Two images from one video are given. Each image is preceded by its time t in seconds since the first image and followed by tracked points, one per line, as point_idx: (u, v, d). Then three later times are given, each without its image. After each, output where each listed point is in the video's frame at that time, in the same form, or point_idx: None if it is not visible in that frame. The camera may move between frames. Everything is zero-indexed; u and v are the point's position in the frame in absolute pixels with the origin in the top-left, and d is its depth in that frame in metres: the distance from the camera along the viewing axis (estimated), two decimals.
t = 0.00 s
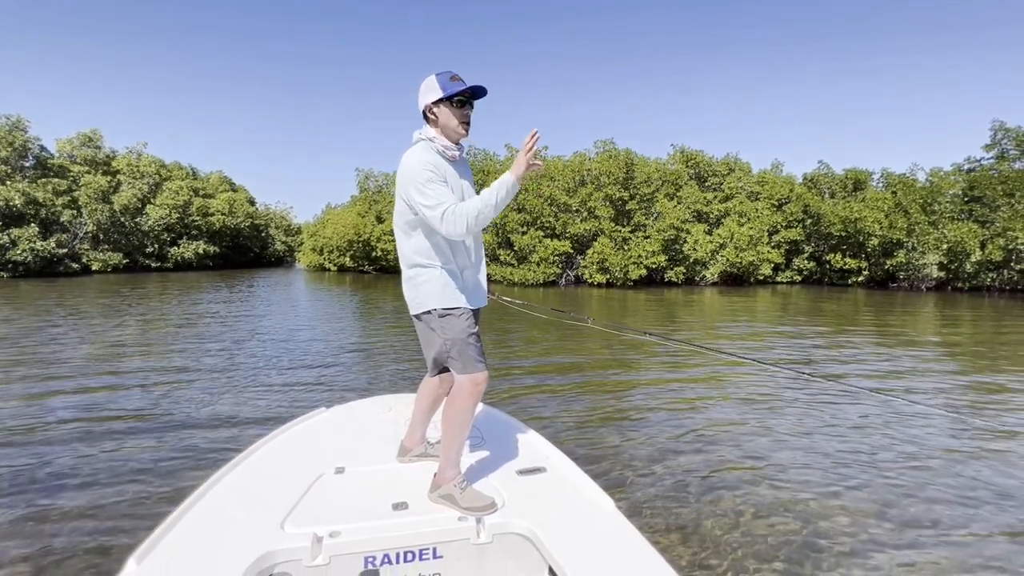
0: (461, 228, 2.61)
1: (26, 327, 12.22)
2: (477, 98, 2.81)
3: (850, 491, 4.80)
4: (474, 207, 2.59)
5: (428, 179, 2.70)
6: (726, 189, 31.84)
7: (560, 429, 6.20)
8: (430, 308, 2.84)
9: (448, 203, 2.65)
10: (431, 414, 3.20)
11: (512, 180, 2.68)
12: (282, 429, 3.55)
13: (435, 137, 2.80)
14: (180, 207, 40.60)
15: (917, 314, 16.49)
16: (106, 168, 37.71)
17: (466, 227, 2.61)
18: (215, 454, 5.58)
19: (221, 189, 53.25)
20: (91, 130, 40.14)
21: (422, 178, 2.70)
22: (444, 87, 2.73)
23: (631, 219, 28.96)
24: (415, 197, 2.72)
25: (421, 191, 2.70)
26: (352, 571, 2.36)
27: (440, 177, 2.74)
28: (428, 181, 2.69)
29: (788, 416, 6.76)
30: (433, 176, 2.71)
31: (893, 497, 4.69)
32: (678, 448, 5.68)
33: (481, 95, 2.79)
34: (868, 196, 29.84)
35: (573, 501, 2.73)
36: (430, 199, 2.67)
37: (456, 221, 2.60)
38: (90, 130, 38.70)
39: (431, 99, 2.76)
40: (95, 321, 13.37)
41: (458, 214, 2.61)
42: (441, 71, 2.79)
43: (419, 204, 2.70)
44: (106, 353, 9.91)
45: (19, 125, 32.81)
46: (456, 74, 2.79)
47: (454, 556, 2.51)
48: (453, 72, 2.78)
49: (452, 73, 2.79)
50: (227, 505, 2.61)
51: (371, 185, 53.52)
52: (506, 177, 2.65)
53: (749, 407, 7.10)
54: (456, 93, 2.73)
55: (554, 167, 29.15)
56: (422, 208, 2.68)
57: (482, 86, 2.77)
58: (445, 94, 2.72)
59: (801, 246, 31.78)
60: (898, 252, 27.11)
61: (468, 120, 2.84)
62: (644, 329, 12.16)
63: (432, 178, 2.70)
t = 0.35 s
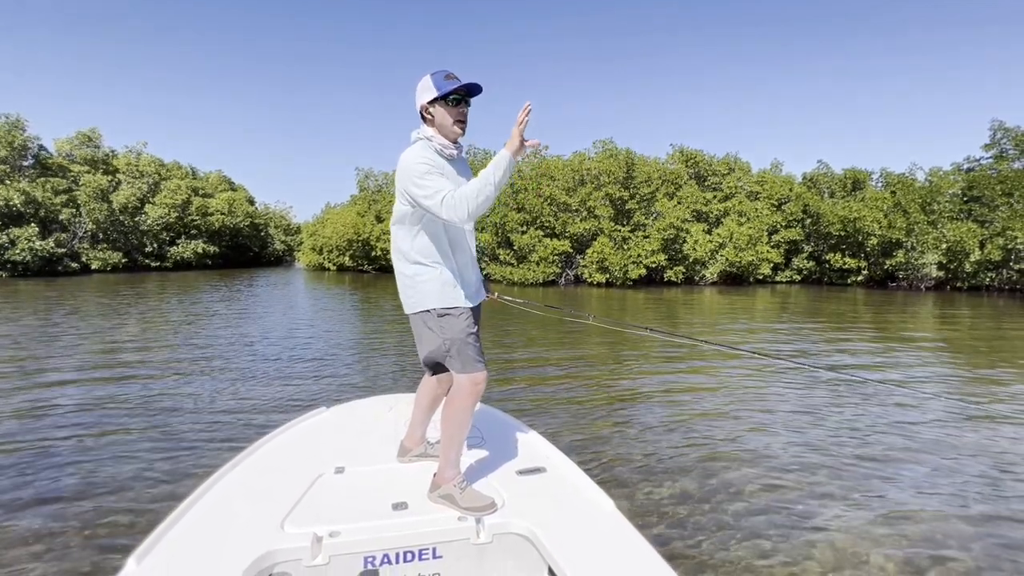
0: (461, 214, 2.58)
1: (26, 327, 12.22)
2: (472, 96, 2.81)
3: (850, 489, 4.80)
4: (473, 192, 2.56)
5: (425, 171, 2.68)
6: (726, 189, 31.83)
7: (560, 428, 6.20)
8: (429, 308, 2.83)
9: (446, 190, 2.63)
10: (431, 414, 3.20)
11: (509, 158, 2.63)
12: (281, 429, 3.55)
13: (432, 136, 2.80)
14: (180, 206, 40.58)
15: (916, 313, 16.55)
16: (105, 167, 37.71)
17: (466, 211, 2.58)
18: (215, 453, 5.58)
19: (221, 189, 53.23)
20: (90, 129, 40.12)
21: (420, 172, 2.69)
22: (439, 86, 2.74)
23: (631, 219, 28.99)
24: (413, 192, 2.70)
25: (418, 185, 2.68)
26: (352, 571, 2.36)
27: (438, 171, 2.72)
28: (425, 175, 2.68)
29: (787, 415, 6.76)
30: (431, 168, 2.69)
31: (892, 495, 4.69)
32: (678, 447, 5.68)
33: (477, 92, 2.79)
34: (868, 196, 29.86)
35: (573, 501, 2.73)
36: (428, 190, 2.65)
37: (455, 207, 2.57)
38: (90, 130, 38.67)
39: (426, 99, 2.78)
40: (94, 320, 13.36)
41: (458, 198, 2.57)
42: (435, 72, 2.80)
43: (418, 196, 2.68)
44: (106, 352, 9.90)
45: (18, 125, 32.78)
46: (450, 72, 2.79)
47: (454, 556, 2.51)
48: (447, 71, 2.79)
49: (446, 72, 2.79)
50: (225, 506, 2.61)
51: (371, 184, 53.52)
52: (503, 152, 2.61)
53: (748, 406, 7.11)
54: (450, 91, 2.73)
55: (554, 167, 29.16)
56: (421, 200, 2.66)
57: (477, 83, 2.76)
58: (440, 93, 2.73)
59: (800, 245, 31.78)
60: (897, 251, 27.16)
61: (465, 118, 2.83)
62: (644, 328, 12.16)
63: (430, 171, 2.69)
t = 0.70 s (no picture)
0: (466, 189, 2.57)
1: (25, 326, 12.20)
2: (469, 93, 2.80)
3: (849, 488, 4.81)
4: (476, 172, 2.55)
5: (425, 159, 2.67)
6: (725, 188, 31.83)
7: (559, 428, 6.20)
8: (427, 307, 2.83)
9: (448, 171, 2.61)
10: (430, 413, 3.20)
11: (513, 132, 2.60)
12: (281, 428, 3.54)
13: (431, 134, 2.81)
14: (179, 206, 40.55)
15: (915, 312, 16.57)
16: (104, 166, 37.69)
17: (474, 186, 2.56)
18: (214, 452, 5.58)
19: (220, 188, 53.18)
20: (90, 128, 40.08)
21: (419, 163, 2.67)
22: (435, 85, 2.73)
23: (631, 218, 29.02)
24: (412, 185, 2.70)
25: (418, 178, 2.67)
26: (351, 571, 2.36)
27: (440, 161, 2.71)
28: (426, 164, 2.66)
29: (786, 413, 6.77)
30: (433, 157, 2.68)
31: (891, 494, 4.69)
32: (677, 445, 5.69)
33: (473, 91, 2.78)
34: (867, 196, 29.87)
35: (573, 500, 2.74)
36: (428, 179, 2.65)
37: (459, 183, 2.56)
38: (89, 128, 38.63)
39: (422, 99, 2.78)
40: (93, 319, 13.34)
41: (460, 178, 2.57)
42: (431, 73, 2.79)
43: (419, 186, 2.67)
44: (105, 351, 9.89)
45: (18, 124, 32.73)
46: (445, 71, 2.77)
47: (453, 555, 2.51)
48: (443, 70, 2.77)
49: (443, 71, 2.78)
50: (226, 504, 2.61)
51: (370, 183, 53.49)
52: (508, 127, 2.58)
53: (746, 404, 7.12)
54: (445, 90, 2.72)
55: (553, 165, 29.15)
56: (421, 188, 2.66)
57: (474, 81, 2.76)
58: (437, 92, 2.72)
59: (800, 245, 31.74)
60: (897, 250, 27.22)
61: (462, 116, 2.82)
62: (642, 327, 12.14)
63: (431, 159, 2.67)
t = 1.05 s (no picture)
0: (436, 240, 2.62)
1: (24, 325, 12.17)
2: (486, 96, 2.80)
3: (850, 487, 4.81)
4: (452, 225, 2.61)
5: (424, 175, 2.69)
6: (725, 186, 31.81)
7: (560, 426, 6.20)
8: (427, 306, 2.84)
9: (433, 211, 2.66)
10: (431, 411, 3.20)
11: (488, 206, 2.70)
12: (281, 426, 3.54)
13: (443, 133, 2.81)
14: (178, 205, 40.53)
15: (914, 311, 16.56)
16: (104, 165, 37.62)
17: (443, 240, 2.63)
18: (215, 451, 5.58)
19: (220, 187, 53.17)
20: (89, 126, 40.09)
21: (419, 174, 2.69)
22: (452, 83, 2.72)
23: (630, 217, 29.07)
24: (410, 193, 2.72)
25: (415, 189, 2.69)
26: (350, 570, 2.36)
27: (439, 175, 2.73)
28: (425, 178, 2.69)
29: (787, 412, 6.77)
30: (432, 174, 2.70)
31: (893, 493, 4.70)
32: (678, 444, 5.69)
33: (490, 93, 2.77)
34: (867, 194, 29.83)
35: (573, 498, 2.74)
36: (419, 201, 2.68)
37: (435, 230, 2.61)
38: (89, 127, 38.65)
39: (438, 97, 2.77)
40: (93, 318, 13.34)
41: (438, 223, 2.62)
42: (450, 70, 2.78)
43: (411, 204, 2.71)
44: (105, 350, 9.89)
45: (17, 122, 32.73)
46: (464, 71, 2.77)
47: (454, 553, 2.50)
48: (462, 70, 2.77)
49: (461, 70, 2.77)
50: (227, 502, 2.61)
51: (370, 182, 53.46)
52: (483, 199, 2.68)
53: (747, 403, 7.13)
54: (462, 90, 2.71)
55: (553, 164, 29.15)
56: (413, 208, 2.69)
57: (491, 83, 2.75)
58: (453, 91, 2.71)
59: (800, 244, 31.68)
60: (896, 249, 27.24)
61: (477, 117, 2.82)
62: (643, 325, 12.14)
63: (430, 175, 2.70)
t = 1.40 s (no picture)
0: (424, 244, 2.67)
1: (24, 323, 12.17)
2: (494, 98, 2.78)
3: (851, 486, 4.81)
4: (438, 232, 2.64)
5: (420, 180, 2.70)
6: (725, 185, 31.81)
7: (562, 425, 6.20)
8: (427, 304, 2.85)
9: (426, 216, 2.70)
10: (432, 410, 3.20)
11: (477, 226, 2.65)
12: (284, 424, 3.54)
13: (450, 133, 2.82)
14: (178, 203, 40.50)
15: (914, 309, 16.57)
16: (103, 163, 37.56)
17: (428, 246, 2.67)
18: (216, 450, 5.58)
19: (220, 186, 53.12)
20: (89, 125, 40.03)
21: (416, 177, 2.71)
22: (460, 85, 2.72)
23: (630, 215, 29.10)
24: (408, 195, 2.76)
25: (411, 192, 2.73)
26: (353, 567, 2.37)
27: (440, 178, 2.74)
28: (421, 182, 2.70)
29: (788, 410, 6.78)
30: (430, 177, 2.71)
31: (893, 492, 4.70)
32: (679, 442, 5.69)
33: (498, 96, 2.76)
34: (867, 193, 29.82)
35: (574, 496, 2.75)
36: (415, 202, 2.71)
37: (423, 235, 2.66)
38: (88, 126, 38.62)
39: (446, 98, 2.78)
40: (93, 317, 13.32)
41: (428, 229, 2.66)
42: (461, 72, 2.78)
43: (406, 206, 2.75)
44: (106, 349, 9.88)
45: (17, 121, 32.68)
46: (475, 72, 2.76)
47: (456, 552, 2.51)
48: (472, 71, 2.76)
49: (471, 72, 2.77)
50: (230, 500, 2.61)
51: (370, 181, 53.43)
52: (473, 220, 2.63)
53: (748, 401, 7.13)
54: (468, 92, 2.71)
55: (553, 163, 29.15)
56: (406, 211, 2.74)
57: (500, 85, 2.74)
58: (461, 93, 2.71)
59: (800, 242, 31.65)
60: (896, 248, 27.26)
61: (484, 120, 2.81)
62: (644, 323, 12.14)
63: (428, 179, 2.71)
